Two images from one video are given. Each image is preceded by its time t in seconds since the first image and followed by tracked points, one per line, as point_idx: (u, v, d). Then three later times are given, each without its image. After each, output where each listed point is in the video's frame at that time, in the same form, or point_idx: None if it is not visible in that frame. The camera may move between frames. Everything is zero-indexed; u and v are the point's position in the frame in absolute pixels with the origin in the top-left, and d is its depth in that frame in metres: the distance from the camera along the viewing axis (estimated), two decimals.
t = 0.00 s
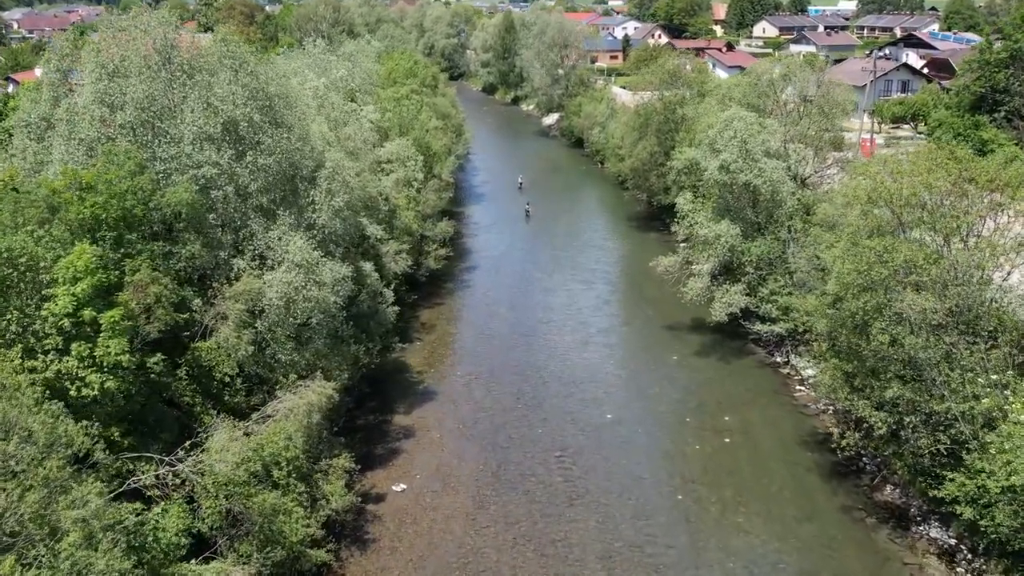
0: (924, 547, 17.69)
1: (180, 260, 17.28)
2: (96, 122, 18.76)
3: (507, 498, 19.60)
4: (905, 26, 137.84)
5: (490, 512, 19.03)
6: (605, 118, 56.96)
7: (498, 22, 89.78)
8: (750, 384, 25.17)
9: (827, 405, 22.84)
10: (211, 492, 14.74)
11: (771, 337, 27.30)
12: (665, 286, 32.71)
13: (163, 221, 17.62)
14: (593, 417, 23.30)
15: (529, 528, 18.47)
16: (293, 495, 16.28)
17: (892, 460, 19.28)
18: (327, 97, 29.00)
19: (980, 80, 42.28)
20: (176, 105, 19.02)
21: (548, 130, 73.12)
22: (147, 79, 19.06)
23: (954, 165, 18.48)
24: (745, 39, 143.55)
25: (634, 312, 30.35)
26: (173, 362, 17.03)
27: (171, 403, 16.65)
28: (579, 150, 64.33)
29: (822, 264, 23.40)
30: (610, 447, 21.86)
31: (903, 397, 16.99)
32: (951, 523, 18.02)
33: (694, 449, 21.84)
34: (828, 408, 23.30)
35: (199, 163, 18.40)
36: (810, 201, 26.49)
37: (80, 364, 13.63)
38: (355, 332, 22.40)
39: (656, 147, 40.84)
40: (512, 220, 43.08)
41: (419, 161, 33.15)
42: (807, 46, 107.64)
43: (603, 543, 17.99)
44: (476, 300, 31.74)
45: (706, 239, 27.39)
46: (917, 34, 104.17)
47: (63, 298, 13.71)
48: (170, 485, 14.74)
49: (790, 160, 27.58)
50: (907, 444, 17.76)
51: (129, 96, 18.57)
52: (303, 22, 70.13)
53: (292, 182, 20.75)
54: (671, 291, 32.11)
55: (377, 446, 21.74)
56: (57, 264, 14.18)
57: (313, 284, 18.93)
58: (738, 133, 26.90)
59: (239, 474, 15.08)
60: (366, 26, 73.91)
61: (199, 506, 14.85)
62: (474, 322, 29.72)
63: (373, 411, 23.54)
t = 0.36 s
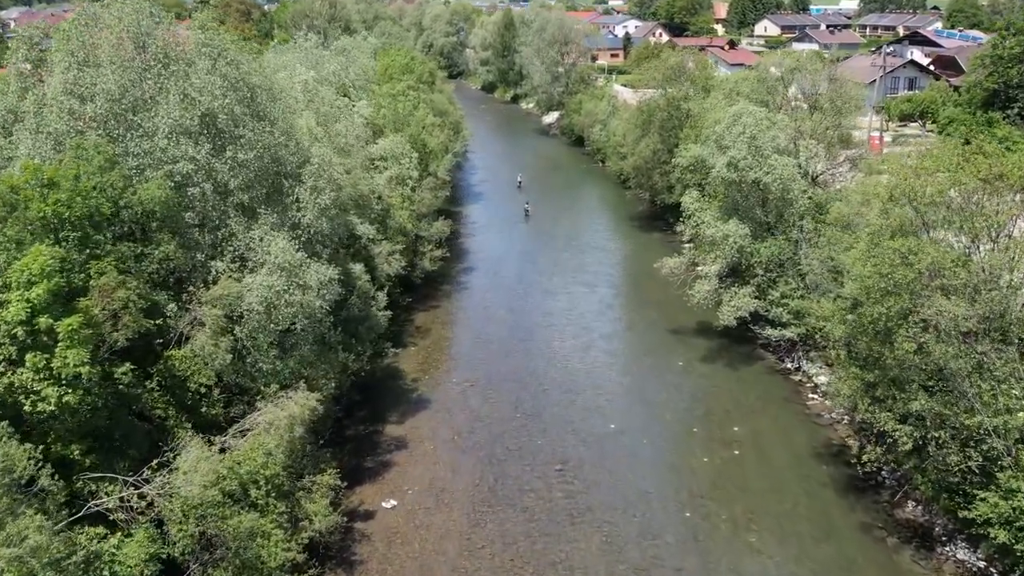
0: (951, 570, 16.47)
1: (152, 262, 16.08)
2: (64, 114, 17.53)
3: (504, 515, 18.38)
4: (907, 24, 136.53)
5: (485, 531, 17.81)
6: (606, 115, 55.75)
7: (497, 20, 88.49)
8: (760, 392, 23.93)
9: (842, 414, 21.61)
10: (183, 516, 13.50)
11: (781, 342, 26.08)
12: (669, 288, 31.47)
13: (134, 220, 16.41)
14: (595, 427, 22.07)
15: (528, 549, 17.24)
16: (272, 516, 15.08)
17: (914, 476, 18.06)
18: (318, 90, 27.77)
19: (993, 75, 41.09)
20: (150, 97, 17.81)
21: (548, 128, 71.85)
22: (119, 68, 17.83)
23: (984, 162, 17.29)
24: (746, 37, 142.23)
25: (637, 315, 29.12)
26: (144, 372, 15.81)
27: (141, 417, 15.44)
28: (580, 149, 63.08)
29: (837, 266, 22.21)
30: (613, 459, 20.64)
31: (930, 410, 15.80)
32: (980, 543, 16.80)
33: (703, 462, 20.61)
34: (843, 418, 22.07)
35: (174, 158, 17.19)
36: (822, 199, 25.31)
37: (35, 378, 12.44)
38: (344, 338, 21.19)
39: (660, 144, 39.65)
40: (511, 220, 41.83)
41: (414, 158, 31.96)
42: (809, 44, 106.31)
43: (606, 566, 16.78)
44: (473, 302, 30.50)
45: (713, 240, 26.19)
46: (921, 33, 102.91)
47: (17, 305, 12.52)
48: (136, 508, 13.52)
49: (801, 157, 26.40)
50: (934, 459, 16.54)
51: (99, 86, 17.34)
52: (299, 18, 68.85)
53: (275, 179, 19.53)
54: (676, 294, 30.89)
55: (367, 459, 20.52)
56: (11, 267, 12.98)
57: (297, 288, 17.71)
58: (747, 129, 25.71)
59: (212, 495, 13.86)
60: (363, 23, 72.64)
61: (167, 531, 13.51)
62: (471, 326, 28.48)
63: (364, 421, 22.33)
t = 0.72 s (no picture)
0: None
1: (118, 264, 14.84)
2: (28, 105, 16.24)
3: (501, 535, 17.15)
4: (911, 23, 135.25)
5: (480, 554, 16.58)
6: (608, 113, 54.54)
7: (497, 17, 87.23)
8: (771, 401, 22.69)
9: (861, 426, 20.35)
10: (147, 546, 12.21)
11: (793, 348, 24.86)
12: (675, 292, 30.25)
13: (101, 220, 15.18)
14: (599, 440, 20.82)
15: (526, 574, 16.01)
16: (247, 542, 13.85)
17: (940, 494, 16.83)
18: (307, 84, 26.53)
19: (1007, 71, 39.89)
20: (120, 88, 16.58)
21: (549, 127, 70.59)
22: (87, 56, 16.60)
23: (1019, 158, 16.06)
24: (748, 35, 140.83)
25: (642, 320, 27.90)
26: (109, 385, 14.57)
27: (106, 434, 14.20)
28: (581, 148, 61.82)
29: (854, 269, 20.99)
30: (618, 474, 19.40)
31: (964, 427, 14.54)
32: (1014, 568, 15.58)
33: (713, 477, 19.37)
34: (860, 430, 20.84)
35: (145, 153, 15.99)
36: (836, 198, 24.12)
37: None
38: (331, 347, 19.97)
39: (664, 142, 38.44)
40: (510, 220, 40.58)
41: (408, 155, 30.72)
42: (812, 42, 104.99)
43: None
44: (471, 306, 29.25)
45: (721, 240, 24.98)
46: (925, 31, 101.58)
47: None
48: (94, 538, 12.23)
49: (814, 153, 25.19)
50: (965, 478, 15.29)
51: (64, 76, 16.11)
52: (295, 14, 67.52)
53: (257, 176, 18.30)
54: (681, 297, 29.69)
55: (355, 474, 19.26)
56: None
57: (278, 292, 16.46)
58: (758, 124, 24.52)
59: (179, 522, 12.61)
60: (360, 19, 71.37)
61: (129, 564, 12.16)
62: (468, 331, 27.24)
63: (353, 432, 21.10)
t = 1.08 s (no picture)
0: None
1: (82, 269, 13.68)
2: None
3: (498, 559, 15.98)
4: (914, 22, 134.01)
5: None
6: (610, 111, 53.39)
7: (496, 15, 85.97)
8: (783, 412, 21.50)
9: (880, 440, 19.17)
10: None
11: (805, 355, 23.68)
12: (681, 296, 29.08)
13: (64, 221, 14.01)
14: (601, 454, 19.65)
15: None
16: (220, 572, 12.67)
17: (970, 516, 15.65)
18: (296, 78, 25.36)
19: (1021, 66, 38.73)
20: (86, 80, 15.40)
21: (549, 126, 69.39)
22: (52, 45, 15.48)
23: None
24: (750, 33, 139.47)
25: (646, 326, 26.73)
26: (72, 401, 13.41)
27: (67, 455, 13.01)
28: (581, 147, 60.63)
29: (872, 273, 19.83)
30: (622, 492, 18.22)
31: (1002, 446, 13.37)
32: None
33: (724, 495, 18.20)
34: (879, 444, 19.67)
35: (114, 148, 14.82)
36: (851, 198, 22.95)
37: None
38: (317, 356, 18.80)
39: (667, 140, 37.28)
40: (509, 221, 39.40)
41: (403, 153, 29.55)
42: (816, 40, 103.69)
43: None
44: (468, 311, 28.08)
45: (729, 242, 23.81)
46: (929, 29, 100.27)
47: None
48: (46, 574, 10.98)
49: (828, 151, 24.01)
50: (999, 500, 14.14)
51: (26, 66, 14.95)
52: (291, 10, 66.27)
53: (237, 175, 17.13)
54: (687, 301, 28.53)
55: (343, 492, 18.08)
56: None
57: (257, 299, 15.27)
58: (769, 121, 23.36)
59: (142, 554, 11.41)
60: (357, 16, 70.13)
61: None
62: (465, 337, 26.06)
63: (342, 445, 19.93)
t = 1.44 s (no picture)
0: None
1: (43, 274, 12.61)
2: None
3: None
4: (916, 21, 132.80)
5: None
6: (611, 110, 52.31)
7: (496, 13, 84.80)
8: (796, 424, 20.42)
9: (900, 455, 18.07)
10: None
11: (818, 364, 22.59)
12: (686, 301, 28.00)
13: (25, 223, 12.95)
14: (605, 470, 18.56)
15: None
16: None
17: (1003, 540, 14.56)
18: (286, 73, 24.29)
19: None
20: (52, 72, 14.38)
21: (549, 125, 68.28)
22: (15, 36, 14.42)
23: None
24: (751, 33, 138.21)
25: (651, 332, 25.64)
26: (32, 418, 12.32)
27: (25, 478, 11.92)
28: (582, 146, 59.54)
29: (892, 277, 18.75)
30: (626, 511, 17.13)
31: None
32: None
33: (735, 515, 17.11)
34: (898, 459, 18.58)
35: (80, 145, 13.78)
36: (866, 199, 21.88)
37: None
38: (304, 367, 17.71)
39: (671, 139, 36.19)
40: (508, 222, 38.31)
41: (397, 151, 28.47)
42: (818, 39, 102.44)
43: None
44: (465, 316, 26.99)
45: (738, 246, 22.73)
46: (933, 27, 99.02)
47: None
48: None
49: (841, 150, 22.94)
50: None
51: None
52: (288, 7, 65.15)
53: (216, 174, 16.07)
54: (693, 306, 27.44)
55: (330, 511, 17.00)
56: None
57: (234, 307, 14.17)
58: (780, 118, 22.30)
59: None
60: (355, 14, 69.02)
61: None
62: (461, 343, 24.97)
63: (331, 460, 18.85)
